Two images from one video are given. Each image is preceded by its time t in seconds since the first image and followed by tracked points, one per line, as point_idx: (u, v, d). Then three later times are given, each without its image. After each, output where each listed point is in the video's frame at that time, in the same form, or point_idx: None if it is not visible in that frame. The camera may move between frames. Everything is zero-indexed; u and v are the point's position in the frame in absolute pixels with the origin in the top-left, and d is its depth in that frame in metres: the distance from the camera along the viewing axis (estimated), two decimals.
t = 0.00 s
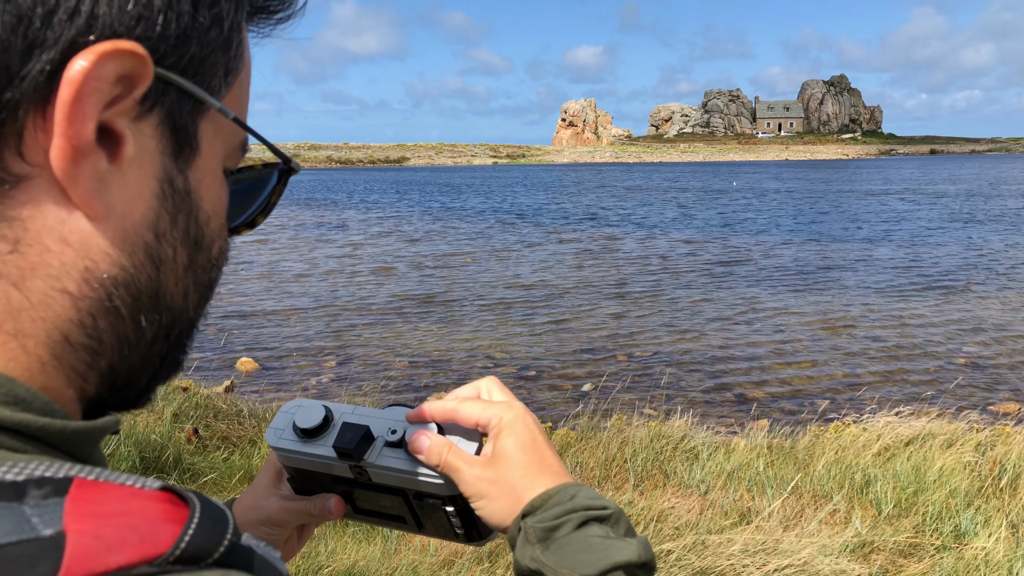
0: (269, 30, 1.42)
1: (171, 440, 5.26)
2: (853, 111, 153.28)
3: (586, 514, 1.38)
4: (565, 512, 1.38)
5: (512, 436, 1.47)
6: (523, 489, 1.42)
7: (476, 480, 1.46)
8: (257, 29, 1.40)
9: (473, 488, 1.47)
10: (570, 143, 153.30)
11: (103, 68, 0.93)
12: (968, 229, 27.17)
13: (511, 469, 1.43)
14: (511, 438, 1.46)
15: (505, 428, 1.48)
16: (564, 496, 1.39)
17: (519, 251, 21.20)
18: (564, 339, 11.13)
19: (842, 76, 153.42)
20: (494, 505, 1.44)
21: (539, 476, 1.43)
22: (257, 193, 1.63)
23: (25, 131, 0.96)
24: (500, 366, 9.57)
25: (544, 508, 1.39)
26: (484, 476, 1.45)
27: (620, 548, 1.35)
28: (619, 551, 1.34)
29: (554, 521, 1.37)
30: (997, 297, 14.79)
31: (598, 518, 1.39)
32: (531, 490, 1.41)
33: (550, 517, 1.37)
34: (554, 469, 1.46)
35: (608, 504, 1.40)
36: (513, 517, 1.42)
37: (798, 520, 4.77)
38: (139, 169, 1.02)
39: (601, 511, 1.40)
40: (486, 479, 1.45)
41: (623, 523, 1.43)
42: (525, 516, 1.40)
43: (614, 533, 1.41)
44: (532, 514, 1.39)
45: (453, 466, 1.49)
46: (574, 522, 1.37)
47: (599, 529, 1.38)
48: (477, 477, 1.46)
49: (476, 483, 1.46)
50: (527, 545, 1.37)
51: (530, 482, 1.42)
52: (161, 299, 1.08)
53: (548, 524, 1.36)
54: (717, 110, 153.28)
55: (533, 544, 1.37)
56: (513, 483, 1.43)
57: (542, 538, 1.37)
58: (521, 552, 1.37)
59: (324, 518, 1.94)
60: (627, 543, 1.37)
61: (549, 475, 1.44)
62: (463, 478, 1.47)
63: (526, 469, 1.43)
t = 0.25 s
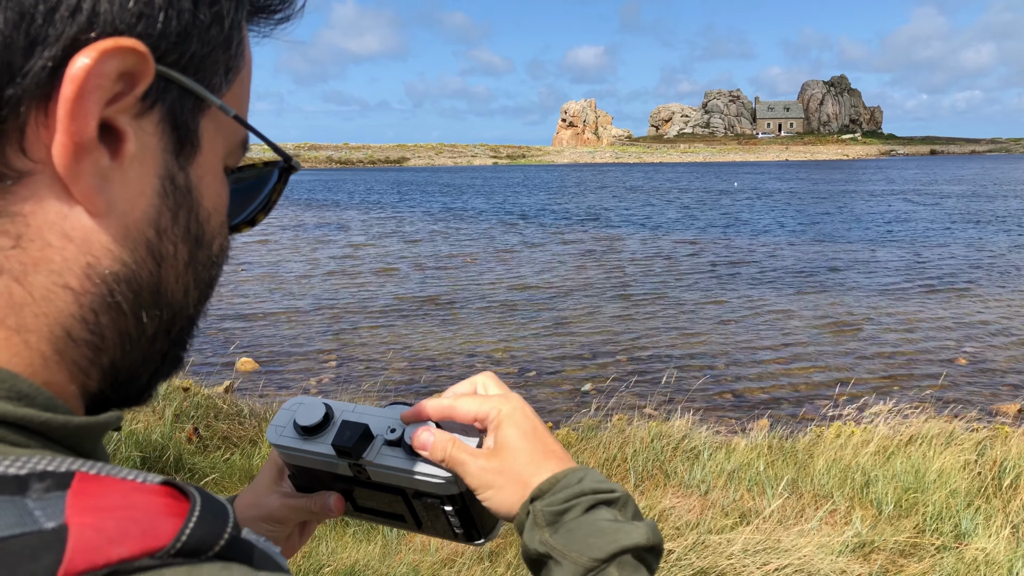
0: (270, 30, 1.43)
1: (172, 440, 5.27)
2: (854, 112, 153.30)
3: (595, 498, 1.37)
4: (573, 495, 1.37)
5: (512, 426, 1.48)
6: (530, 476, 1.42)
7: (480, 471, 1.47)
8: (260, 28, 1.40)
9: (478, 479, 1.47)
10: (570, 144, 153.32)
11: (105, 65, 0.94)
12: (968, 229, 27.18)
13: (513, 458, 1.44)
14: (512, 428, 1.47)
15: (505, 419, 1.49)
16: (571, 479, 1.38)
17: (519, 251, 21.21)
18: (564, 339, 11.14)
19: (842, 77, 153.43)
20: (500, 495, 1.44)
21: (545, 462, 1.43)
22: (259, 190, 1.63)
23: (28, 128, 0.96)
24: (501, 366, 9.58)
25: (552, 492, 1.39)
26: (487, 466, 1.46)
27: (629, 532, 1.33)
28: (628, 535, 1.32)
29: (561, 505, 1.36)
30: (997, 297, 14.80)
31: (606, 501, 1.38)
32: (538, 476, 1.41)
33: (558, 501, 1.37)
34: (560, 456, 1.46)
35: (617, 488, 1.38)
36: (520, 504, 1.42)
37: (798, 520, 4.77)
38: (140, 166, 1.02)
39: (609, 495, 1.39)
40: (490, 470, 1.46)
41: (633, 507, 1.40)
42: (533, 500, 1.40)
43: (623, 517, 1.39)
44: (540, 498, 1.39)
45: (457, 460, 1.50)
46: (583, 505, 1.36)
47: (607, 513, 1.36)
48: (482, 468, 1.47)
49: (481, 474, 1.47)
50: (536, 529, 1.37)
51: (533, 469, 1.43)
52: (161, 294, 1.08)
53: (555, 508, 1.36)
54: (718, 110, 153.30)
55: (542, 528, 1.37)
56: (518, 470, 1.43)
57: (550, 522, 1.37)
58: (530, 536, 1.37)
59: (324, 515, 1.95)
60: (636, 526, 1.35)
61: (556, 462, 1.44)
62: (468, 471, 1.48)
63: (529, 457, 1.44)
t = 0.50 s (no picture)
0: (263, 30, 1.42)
1: (172, 439, 5.27)
2: (853, 111, 153.35)
3: (598, 490, 1.36)
4: (578, 486, 1.35)
5: (510, 419, 1.46)
6: (533, 468, 1.39)
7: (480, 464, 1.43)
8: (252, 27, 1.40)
9: (480, 473, 1.43)
10: (570, 143, 153.30)
11: (95, 62, 0.93)
12: (967, 228, 27.19)
13: (515, 448, 1.42)
14: (511, 421, 1.46)
15: (502, 414, 1.48)
16: (576, 470, 1.37)
17: (518, 251, 21.21)
18: (564, 338, 11.13)
19: (841, 76, 153.44)
20: (503, 487, 1.40)
21: (547, 454, 1.41)
22: (252, 189, 1.63)
23: (18, 124, 0.96)
24: (500, 365, 9.57)
25: (557, 482, 1.37)
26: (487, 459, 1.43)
27: (633, 523, 1.30)
28: (633, 527, 1.29)
29: (567, 496, 1.34)
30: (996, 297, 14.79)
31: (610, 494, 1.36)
32: (541, 466, 1.39)
33: (564, 491, 1.35)
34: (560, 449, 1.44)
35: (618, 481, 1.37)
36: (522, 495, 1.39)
37: (797, 519, 4.77)
38: (132, 163, 1.02)
39: (612, 487, 1.38)
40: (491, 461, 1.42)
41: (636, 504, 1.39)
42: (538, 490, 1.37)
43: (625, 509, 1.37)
44: (545, 488, 1.37)
45: (458, 456, 1.46)
46: (588, 496, 1.34)
47: (610, 506, 1.34)
48: (483, 462, 1.43)
49: (483, 468, 1.43)
50: (539, 520, 1.34)
51: (535, 460, 1.40)
52: (153, 292, 1.07)
53: (561, 498, 1.34)
54: (717, 110, 153.29)
55: (546, 518, 1.34)
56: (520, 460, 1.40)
57: (555, 512, 1.34)
58: (533, 526, 1.34)
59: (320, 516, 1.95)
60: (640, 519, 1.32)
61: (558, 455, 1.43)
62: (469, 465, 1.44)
63: (530, 448, 1.42)
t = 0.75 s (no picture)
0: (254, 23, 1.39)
1: (171, 439, 5.24)
2: (852, 111, 153.36)
3: (572, 529, 1.35)
4: (551, 526, 1.35)
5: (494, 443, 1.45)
6: (509, 500, 1.38)
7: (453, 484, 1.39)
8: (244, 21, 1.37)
9: (450, 493, 1.39)
10: (570, 143, 153.26)
11: (79, 59, 0.91)
12: (966, 228, 27.19)
13: (489, 475, 1.40)
14: (492, 444, 1.45)
15: (487, 431, 1.48)
16: (550, 509, 1.37)
17: (518, 250, 21.18)
18: (564, 338, 11.11)
19: (841, 76, 153.44)
20: (475, 513, 1.38)
21: (524, 487, 1.40)
22: (243, 186, 1.60)
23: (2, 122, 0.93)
24: (500, 365, 9.55)
25: (530, 519, 1.36)
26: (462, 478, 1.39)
27: (607, 565, 1.33)
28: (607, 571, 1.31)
29: (539, 536, 1.34)
30: (996, 296, 14.76)
31: (584, 533, 1.37)
32: (516, 500, 1.38)
33: (535, 530, 1.35)
34: (539, 479, 1.43)
35: (595, 520, 1.37)
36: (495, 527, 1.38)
37: (798, 518, 4.74)
38: (119, 161, 0.99)
39: (587, 525, 1.38)
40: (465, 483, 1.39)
41: (609, 538, 1.41)
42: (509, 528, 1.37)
43: (600, 547, 1.38)
44: (516, 525, 1.36)
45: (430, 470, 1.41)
46: (560, 536, 1.34)
47: (585, 545, 1.35)
48: (455, 480, 1.39)
49: (455, 487, 1.39)
50: (512, 560, 1.35)
51: (510, 490, 1.39)
52: (144, 292, 1.05)
53: (532, 539, 1.34)
54: (717, 109, 153.25)
55: (517, 558, 1.35)
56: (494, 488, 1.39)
57: (526, 552, 1.35)
58: (506, 566, 1.35)
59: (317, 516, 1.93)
60: (613, 560, 1.34)
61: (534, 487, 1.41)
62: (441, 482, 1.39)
63: (505, 475, 1.40)
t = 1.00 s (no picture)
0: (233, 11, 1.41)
1: (170, 438, 5.22)
2: (852, 110, 153.38)
3: (535, 563, 1.33)
4: (514, 562, 1.32)
5: (473, 474, 1.43)
6: (478, 534, 1.37)
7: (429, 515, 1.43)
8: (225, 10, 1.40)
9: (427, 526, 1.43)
10: (570, 142, 153.18)
11: (49, 49, 0.88)
12: (966, 228, 27.18)
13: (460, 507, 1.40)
14: (473, 473, 1.43)
15: (474, 457, 1.44)
16: (514, 543, 1.35)
17: (518, 250, 21.16)
18: (564, 338, 11.09)
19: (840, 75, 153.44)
20: (446, 547, 1.39)
21: (494, 521, 1.38)
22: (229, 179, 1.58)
23: None
24: (500, 365, 9.52)
25: (495, 556, 1.35)
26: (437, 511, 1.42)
27: None
28: None
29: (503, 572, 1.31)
30: (996, 295, 14.75)
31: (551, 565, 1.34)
32: (485, 533, 1.37)
33: (501, 567, 1.32)
34: (516, 512, 1.40)
35: (562, 551, 1.35)
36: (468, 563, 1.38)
37: (798, 519, 4.71)
38: (95, 154, 0.96)
39: (555, 558, 1.35)
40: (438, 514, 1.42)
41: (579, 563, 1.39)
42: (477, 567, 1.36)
43: None
44: (483, 562, 1.35)
45: (407, 505, 1.47)
46: (524, 572, 1.32)
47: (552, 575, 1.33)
48: (430, 514, 1.42)
49: (429, 521, 1.43)
50: None
51: (481, 524, 1.38)
52: (123, 289, 1.02)
53: None
54: (717, 109, 153.21)
55: None
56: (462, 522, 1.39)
57: None
58: None
59: (313, 518, 1.89)
60: None
61: (505, 520, 1.39)
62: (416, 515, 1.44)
63: (476, 508, 1.40)
